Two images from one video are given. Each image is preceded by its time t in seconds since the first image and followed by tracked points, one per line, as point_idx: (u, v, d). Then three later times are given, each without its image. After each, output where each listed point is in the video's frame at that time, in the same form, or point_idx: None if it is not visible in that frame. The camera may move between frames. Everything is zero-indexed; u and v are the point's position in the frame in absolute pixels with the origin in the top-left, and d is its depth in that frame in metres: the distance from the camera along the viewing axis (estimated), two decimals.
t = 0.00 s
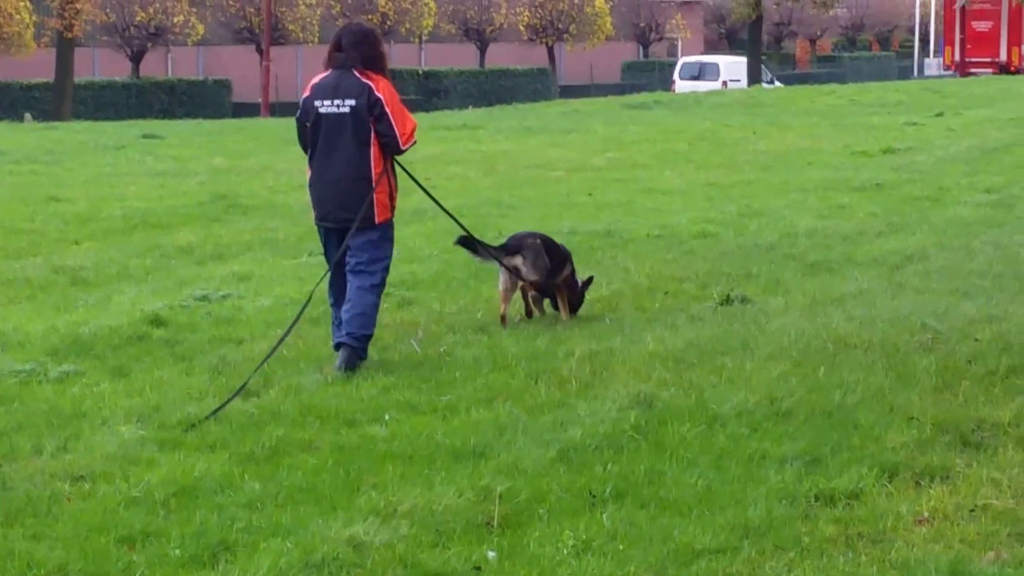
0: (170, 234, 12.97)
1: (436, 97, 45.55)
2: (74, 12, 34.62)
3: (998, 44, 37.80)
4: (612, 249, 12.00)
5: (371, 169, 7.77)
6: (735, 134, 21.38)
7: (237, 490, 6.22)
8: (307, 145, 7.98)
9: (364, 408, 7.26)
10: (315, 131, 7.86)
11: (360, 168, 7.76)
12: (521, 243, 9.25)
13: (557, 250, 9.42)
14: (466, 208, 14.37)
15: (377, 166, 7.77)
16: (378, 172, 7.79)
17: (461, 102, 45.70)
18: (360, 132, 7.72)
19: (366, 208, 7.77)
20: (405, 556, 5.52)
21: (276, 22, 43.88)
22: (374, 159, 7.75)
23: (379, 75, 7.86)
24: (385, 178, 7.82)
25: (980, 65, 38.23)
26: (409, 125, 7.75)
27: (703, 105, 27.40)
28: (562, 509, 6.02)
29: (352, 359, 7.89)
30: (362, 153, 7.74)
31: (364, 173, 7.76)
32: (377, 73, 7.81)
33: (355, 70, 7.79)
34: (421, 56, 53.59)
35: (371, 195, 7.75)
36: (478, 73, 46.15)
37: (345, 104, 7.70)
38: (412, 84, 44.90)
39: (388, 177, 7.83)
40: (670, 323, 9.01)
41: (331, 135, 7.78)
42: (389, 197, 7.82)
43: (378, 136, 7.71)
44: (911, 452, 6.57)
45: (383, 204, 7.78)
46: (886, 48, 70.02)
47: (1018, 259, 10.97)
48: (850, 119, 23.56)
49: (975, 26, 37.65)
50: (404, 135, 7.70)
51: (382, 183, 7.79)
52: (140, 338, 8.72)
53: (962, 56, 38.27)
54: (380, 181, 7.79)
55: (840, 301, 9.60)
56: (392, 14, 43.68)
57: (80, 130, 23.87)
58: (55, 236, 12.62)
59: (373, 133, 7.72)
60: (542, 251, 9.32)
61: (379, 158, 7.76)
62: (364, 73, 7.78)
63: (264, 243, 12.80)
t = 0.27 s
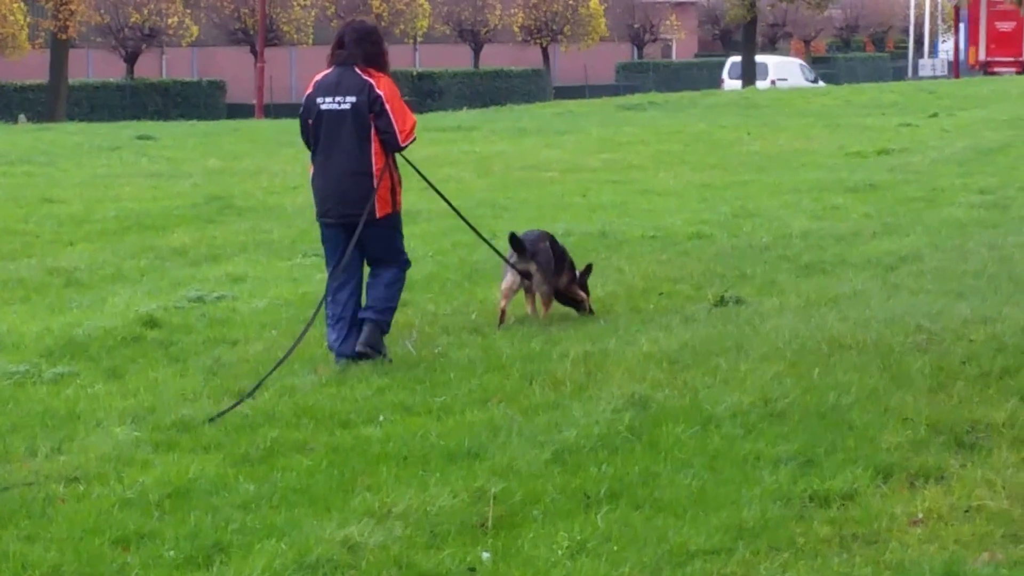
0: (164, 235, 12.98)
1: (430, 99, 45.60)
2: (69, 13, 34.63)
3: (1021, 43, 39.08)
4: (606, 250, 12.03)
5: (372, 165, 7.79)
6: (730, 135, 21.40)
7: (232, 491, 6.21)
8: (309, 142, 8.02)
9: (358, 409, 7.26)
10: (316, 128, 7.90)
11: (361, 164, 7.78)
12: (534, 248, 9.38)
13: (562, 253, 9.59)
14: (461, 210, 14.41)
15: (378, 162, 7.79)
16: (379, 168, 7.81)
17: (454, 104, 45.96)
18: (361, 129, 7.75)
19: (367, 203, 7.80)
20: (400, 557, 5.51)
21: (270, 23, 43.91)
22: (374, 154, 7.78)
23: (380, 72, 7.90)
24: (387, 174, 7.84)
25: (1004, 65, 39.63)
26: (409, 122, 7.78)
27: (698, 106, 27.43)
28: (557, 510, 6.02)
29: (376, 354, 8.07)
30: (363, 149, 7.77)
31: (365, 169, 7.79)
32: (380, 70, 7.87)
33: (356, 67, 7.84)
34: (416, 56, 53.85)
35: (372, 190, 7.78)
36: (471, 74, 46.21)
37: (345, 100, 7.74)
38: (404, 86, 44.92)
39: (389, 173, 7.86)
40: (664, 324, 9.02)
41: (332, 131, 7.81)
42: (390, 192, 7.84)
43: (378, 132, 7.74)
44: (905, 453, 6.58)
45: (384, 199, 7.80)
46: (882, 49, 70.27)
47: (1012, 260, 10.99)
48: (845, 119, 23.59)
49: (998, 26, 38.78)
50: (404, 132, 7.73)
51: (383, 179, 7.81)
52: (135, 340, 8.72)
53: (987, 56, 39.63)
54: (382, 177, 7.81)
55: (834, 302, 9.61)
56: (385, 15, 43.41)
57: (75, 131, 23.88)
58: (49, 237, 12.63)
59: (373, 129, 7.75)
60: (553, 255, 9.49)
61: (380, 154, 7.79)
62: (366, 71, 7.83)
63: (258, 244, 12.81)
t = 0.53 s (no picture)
0: (159, 236, 12.98)
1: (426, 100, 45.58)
2: (64, 14, 34.64)
3: None
4: (602, 251, 12.04)
5: (383, 167, 7.82)
6: (725, 135, 21.39)
7: (228, 492, 6.21)
8: (319, 142, 8.03)
9: (354, 410, 7.26)
10: (326, 128, 7.90)
11: (373, 165, 7.80)
12: (542, 242, 9.39)
13: (575, 249, 9.56)
14: (457, 211, 14.42)
15: (389, 164, 7.83)
16: (390, 170, 7.85)
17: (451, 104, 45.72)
18: (372, 131, 7.79)
19: (377, 205, 7.83)
20: (396, 558, 5.51)
21: (266, 23, 43.92)
22: (385, 157, 7.82)
23: (392, 76, 7.95)
24: (397, 177, 7.89)
25: None
26: (419, 126, 7.84)
27: (694, 106, 27.43)
28: (553, 511, 6.02)
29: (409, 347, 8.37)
30: (373, 150, 7.80)
31: (376, 170, 7.81)
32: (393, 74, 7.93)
33: (368, 70, 7.88)
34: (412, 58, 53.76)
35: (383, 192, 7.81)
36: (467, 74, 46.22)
37: (357, 102, 7.78)
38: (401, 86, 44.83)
39: (399, 176, 7.90)
40: (660, 325, 9.03)
41: (342, 132, 7.83)
42: (401, 195, 7.89)
43: (389, 134, 7.79)
44: (901, 453, 6.58)
45: (395, 200, 7.85)
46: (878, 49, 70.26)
47: (1007, 261, 10.99)
48: (840, 120, 23.58)
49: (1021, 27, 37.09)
50: (415, 136, 7.79)
51: (394, 181, 7.85)
52: (130, 340, 8.72)
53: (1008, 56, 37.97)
54: (393, 179, 7.85)
55: (830, 303, 9.62)
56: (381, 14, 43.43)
57: (70, 131, 23.89)
58: (44, 237, 12.63)
59: (385, 132, 7.80)
60: (563, 250, 9.46)
61: (391, 157, 7.83)
62: (378, 74, 7.87)
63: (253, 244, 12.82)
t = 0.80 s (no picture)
0: (156, 236, 12.98)
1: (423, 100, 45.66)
2: (61, 14, 34.63)
3: None
4: (599, 251, 12.04)
5: (402, 169, 7.87)
6: (722, 135, 21.39)
7: (225, 492, 6.21)
8: (339, 140, 8.06)
9: (351, 410, 7.26)
10: (347, 127, 7.94)
11: (392, 167, 7.86)
12: (541, 241, 9.60)
13: (577, 246, 9.69)
14: (454, 211, 14.43)
15: (409, 165, 7.88)
16: (409, 172, 7.90)
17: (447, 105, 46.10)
18: (393, 132, 7.83)
19: (396, 206, 7.89)
20: (393, 558, 5.50)
21: (263, 23, 43.93)
22: (405, 158, 7.87)
23: (414, 76, 7.97)
24: (416, 178, 7.94)
25: None
26: (440, 128, 7.88)
27: (691, 106, 27.42)
28: (550, 510, 6.01)
29: (404, 346, 8.38)
30: (394, 152, 7.85)
31: (395, 172, 7.86)
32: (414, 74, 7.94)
33: (391, 71, 7.89)
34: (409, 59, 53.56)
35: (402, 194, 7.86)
36: (464, 75, 46.37)
37: (379, 103, 7.80)
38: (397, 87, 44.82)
39: (418, 177, 7.95)
40: (657, 325, 9.03)
41: (363, 132, 7.86)
42: (419, 196, 7.95)
43: (410, 136, 7.83)
44: (898, 453, 6.58)
45: (412, 202, 7.91)
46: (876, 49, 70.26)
47: (1004, 260, 11.00)
48: (837, 120, 23.58)
49: None
50: (436, 139, 7.83)
51: (413, 183, 7.91)
52: (127, 340, 8.72)
53: None
54: (411, 180, 7.90)
55: (827, 303, 9.62)
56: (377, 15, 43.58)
57: (67, 131, 23.90)
58: (41, 237, 12.64)
59: (405, 134, 7.84)
60: (563, 246, 9.61)
61: (411, 158, 7.88)
62: (400, 75, 7.89)
63: (250, 243, 12.82)
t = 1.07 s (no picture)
0: (154, 235, 12.98)
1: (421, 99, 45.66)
2: (59, 13, 34.61)
3: None
4: (597, 250, 12.04)
5: (419, 163, 8.12)
6: (721, 134, 21.37)
7: (223, 491, 6.21)
8: (357, 135, 8.32)
9: (349, 409, 7.26)
10: (365, 122, 8.20)
11: (410, 161, 8.10)
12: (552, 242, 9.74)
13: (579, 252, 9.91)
14: (452, 211, 14.44)
15: (426, 160, 8.13)
16: (426, 166, 8.14)
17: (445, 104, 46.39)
18: (410, 127, 8.07)
19: (413, 200, 8.12)
20: (392, 557, 5.50)
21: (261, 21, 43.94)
22: (422, 153, 8.11)
23: (431, 72, 8.22)
24: (433, 173, 8.18)
25: None
26: (458, 124, 8.12)
27: (689, 105, 27.41)
28: (549, 510, 6.01)
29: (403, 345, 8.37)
30: (412, 146, 8.09)
31: (412, 166, 8.11)
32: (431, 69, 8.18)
33: (408, 66, 8.14)
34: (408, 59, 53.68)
35: (420, 188, 8.10)
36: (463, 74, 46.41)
37: (397, 98, 8.05)
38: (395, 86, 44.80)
39: (434, 172, 8.19)
40: (656, 324, 9.02)
41: (381, 127, 8.12)
42: (435, 191, 8.18)
43: (428, 132, 8.07)
44: (897, 452, 6.58)
45: (429, 196, 8.14)
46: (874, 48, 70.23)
47: (1002, 260, 10.99)
48: (836, 119, 23.55)
49: None
50: (454, 133, 8.07)
51: (430, 178, 8.15)
52: (125, 340, 8.72)
53: None
54: (428, 175, 8.14)
55: (825, 302, 9.61)
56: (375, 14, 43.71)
57: (65, 130, 23.89)
58: (40, 236, 12.64)
59: (423, 129, 8.08)
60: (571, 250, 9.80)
61: (428, 153, 8.12)
62: (418, 70, 8.14)
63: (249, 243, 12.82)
